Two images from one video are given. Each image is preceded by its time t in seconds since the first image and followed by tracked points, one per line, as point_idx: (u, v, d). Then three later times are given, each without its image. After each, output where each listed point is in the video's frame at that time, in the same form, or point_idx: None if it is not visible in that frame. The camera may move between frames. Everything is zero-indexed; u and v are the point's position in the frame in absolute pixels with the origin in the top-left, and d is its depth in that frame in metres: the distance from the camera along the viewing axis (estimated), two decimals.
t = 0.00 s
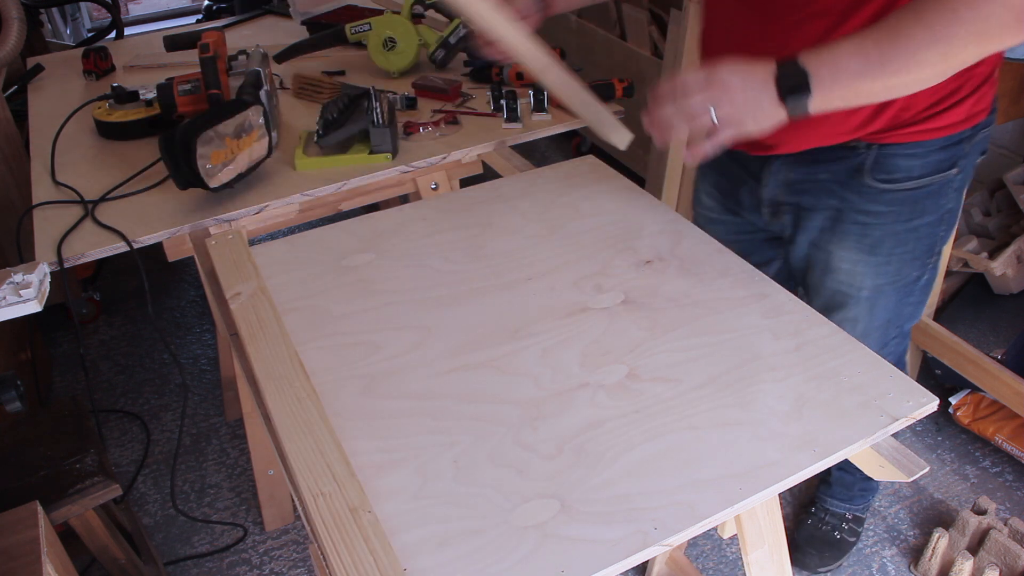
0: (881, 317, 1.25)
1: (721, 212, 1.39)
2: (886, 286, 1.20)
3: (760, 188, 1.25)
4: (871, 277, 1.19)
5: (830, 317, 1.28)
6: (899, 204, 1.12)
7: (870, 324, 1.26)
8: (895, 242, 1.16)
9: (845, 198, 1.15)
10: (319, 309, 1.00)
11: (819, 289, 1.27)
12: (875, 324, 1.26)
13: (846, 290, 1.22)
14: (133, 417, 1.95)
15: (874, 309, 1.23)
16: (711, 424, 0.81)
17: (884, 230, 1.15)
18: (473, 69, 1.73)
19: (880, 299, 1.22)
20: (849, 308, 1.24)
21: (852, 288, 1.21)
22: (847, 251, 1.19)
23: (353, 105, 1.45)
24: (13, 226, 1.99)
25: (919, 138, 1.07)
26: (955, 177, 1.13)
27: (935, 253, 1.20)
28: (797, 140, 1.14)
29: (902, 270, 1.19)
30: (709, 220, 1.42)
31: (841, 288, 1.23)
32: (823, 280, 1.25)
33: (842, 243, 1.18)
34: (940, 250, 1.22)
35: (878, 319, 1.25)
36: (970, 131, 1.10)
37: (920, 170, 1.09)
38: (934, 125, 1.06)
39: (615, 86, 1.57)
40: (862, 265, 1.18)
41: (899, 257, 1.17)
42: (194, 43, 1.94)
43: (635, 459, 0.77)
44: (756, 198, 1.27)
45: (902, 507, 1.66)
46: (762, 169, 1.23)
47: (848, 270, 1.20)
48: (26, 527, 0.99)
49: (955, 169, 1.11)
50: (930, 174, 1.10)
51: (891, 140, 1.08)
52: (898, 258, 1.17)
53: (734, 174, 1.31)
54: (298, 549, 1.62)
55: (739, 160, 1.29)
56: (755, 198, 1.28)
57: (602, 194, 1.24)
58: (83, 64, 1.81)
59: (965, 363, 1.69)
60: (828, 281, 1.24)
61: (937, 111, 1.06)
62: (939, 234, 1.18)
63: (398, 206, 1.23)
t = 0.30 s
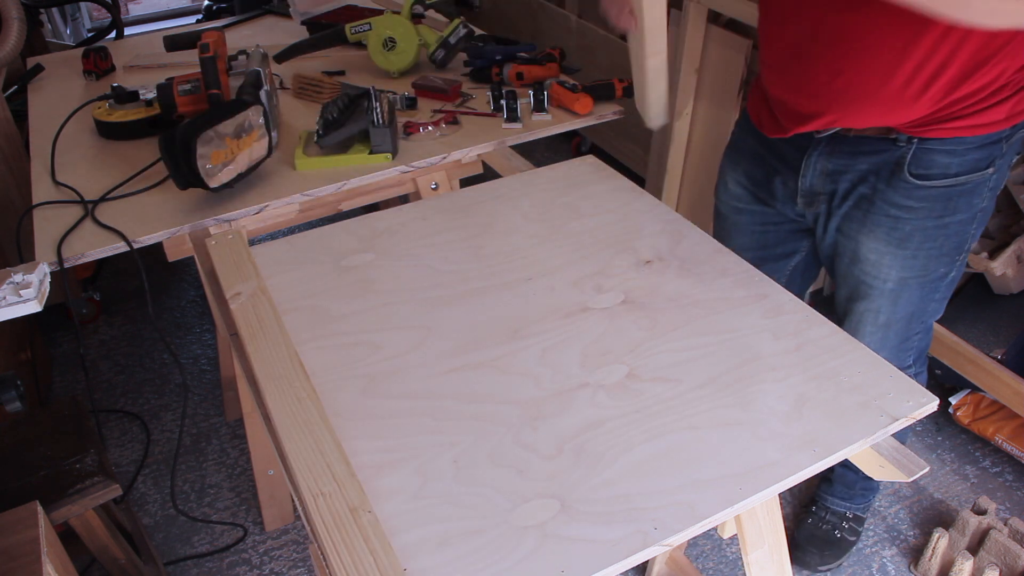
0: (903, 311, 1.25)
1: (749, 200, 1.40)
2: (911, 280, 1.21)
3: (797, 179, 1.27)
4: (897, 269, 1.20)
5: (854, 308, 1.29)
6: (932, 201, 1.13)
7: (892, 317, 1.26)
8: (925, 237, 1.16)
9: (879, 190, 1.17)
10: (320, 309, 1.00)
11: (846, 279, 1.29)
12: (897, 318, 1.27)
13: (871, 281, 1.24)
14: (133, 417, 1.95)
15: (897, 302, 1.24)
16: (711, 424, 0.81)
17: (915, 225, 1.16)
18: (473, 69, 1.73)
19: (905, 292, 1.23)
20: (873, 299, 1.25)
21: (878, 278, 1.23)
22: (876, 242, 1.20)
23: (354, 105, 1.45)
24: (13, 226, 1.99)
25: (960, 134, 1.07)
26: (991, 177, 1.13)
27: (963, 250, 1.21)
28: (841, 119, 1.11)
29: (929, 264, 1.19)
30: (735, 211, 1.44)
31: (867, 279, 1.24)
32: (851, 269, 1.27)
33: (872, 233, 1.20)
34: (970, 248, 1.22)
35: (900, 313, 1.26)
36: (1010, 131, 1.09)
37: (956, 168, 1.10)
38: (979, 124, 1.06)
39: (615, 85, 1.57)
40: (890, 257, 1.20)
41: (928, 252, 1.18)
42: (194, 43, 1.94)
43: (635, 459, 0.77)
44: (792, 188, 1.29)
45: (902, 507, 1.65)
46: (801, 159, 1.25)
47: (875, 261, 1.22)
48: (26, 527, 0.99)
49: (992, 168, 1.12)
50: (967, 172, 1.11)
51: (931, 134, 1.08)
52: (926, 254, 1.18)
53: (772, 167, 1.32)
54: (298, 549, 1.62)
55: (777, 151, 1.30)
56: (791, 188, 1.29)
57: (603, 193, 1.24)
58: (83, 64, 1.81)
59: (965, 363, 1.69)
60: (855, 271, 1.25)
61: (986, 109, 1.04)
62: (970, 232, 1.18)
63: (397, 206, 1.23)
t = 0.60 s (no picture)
0: (906, 311, 1.26)
1: (756, 207, 1.40)
2: (914, 280, 1.21)
3: (802, 178, 1.27)
4: (901, 270, 1.20)
5: (856, 307, 1.29)
6: (937, 201, 1.13)
7: (895, 317, 1.26)
8: (929, 237, 1.16)
9: (884, 190, 1.17)
10: (320, 309, 1.00)
11: (848, 280, 1.29)
12: (899, 318, 1.27)
13: (875, 281, 1.24)
14: (133, 417, 1.95)
15: (900, 302, 1.24)
16: (711, 424, 0.81)
17: (919, 225, 1.16)
18: (473, 69, 1.73)
19: (908, 292, 1.23)
20: (876, 299, 1.25)
21: (881, 278, 1.23)
22: (879, 242, 1.20)
23: (353, 105, 1.44)
24: (14, 226, 1.99)
25: (964, 135, 1.07)
26: (995, 177, 1.13)
27: (966, 250, 1.21)
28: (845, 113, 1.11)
29: (933, 264, 1.19)
30: (740, 214, 1.44)
31: (870, 280, 1.24)
32: (854, 269, 1.27)
33: (876, 234, 1.20)
34: (973, 248, 1.22)
35: (903, 313, 1.26)
36: (1014, 131, 1.09)
37: (961, 168, 1.10)
38: (983, 127, 1.06)
39: (615, 85, 1.57)
40: (894, 257, 1.20)
41: (931, 251, 1.18)
42: (194, 43, 1.94)
43: (635, 459, 0.77)
44: (797, 188, 1.29)
45: (902, 507, 1.65)
46: (807, 158, 1.25)
47: (879, 261, 1.22)
48: (26, 527, 0.99)
49: (997, 169, 1.12)
50: (971, 172, 1.11)
51: (936, 134, 1.08)
52: (930, 254, 1.18)
53: (777, 168, 1.32)
54: (298, 549, 1.62)
55: (781, 153, 1.30)
56: (796, 188, 1.29)
57: (603, 193, 1.24)
58: (83, 64, 1.81)
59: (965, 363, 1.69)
60: (858, 271, 1.25)
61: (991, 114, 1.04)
62: (973, 233, 1.19)
63: (397, 206, 1.23)
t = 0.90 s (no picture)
0: (910, 309, 1.25)
1: (758, 205, 1.40)
2: (919, 278, 1.21)
3: (805, 177, 1.27)
4: (905, 268, 1.20)
5: (861, 306, 1.29)
6: (942, 199, 1.13)
7: (899, 316, 1.26)
8: (934, 236, 1.16)
9: (888, 188, 1.17)
10: (320, 309, 1.00)
11: (852, 279, 1.29)
12: (903, 317, 1.27)
13: (879, 280, 1.23)
14: (133, 417, 1.95)
15: (905, 301, 1.24)
16: (711, 424, 0.81)
17: (924, 224, 1.16)
18: (473, 69, 1.73)
19: (913, 290, 1.23)
20: (880, 297, 1.25)
21: (886, 277, 1.22)
22: (884, 241, 1.20)
23: (353, 105, 1.45)
24: (13, 226, 1.99)
25: (969, 132, 1.07)
26: (999, 174, 1.13)
27: (970, 248, 1.21)
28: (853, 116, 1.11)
29: (937, 262, 1.19)
30: (743, 214, 1.44)
31: (874, 279, 1.24)
32: (858, 268, 1.27)
33: (880, 232, 1.20)
34: (976, 245, 1.22)
35: (907, 312, 1.26)
36: (1019, 128, 1.09)
37: (965, 166, 1.10)
38: (989, 124, 1.06)
39: (615, 85, 1.57)
40: (898, 256, 1.20)
41: (936, 249, 1.18)
42: (193, 43, 1.94)
43: (635, 459, 0.77)
44: (800, 187, 1.29)
45: (902, 507, 1.65)
46: (810, 156, 1.24)
47: (883, 260, 1.21)
48: (26, 527, 0.99)
49: (1001, 166, 1.12)
50: (976, 170, 1.11)
51: (942, 132, 1.08)
52: (934, 252, 1.18)
53: (780, 167, 1.32)
54: (298, 549, 1.62)
55: (784, 152, 1.30)
56: (799, 188, 1.29)
57: (603, 193, 1.24)
58: (83, 64, 1.81)
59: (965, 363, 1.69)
60: (863, 270, 1.25)
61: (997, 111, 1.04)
62: (977, 230, 1.19)
63: (398, 206, 1.23)
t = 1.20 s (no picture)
0: (924, 302, 1.25)
1: (768, 200, 1.40)
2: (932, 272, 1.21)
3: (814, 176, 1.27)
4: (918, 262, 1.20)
5: (874, 301, 1.29)
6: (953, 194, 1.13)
7: (912, 311, 1.26)
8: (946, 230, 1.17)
9: (899, 185, 1.17)
10: (320, 309, 1.00)
11: (865, 274, 1.29)
12: (916, 311, 1.27)
13: (892, 275, 1.24)
14: (133, 417, 1.95)
15: (918, 295, 1.24)
16: (711, 425, 0.81)
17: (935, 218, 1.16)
18: (473, 69, 1.73)
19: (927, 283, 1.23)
20: (893, 292, 1.25)
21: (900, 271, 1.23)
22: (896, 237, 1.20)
23: (353, 105, 1.44)
24: (14, 227, 1.99)
25: (977, 128, 1.09)
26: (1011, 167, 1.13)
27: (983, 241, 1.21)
28: (861, 113, 1.14)
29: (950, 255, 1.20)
30: (754, 210, 1.44)
31: (887, 274, 1.25)
32: (871, 263, 1.27)
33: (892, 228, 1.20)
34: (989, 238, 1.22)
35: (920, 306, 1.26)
36: None
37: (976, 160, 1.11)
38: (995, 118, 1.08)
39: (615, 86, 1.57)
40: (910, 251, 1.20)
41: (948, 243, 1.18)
42: (193, 43, 1.94)
43: (635, 459, 0.77)
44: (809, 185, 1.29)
45: (902, 507, 1.65)
46: (819, 156, 1.25)
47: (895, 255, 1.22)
48: (26, 527, 0.99)
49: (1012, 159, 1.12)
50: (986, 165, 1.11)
51: (951, 129, 1.10)
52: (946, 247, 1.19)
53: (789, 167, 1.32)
54: (298, 549, 1.62)
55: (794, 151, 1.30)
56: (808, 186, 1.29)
57: (603, 193, 1.24)
58: (83, 64, 1.81)
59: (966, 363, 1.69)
60: (875, 266, 1.25)
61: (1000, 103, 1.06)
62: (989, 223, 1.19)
63: (398, 206, 1.23)
